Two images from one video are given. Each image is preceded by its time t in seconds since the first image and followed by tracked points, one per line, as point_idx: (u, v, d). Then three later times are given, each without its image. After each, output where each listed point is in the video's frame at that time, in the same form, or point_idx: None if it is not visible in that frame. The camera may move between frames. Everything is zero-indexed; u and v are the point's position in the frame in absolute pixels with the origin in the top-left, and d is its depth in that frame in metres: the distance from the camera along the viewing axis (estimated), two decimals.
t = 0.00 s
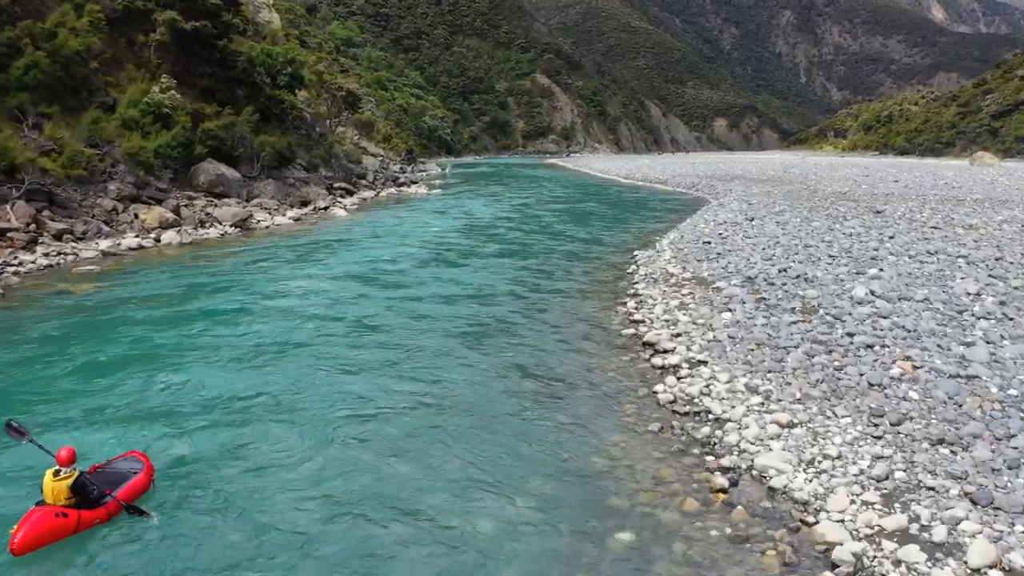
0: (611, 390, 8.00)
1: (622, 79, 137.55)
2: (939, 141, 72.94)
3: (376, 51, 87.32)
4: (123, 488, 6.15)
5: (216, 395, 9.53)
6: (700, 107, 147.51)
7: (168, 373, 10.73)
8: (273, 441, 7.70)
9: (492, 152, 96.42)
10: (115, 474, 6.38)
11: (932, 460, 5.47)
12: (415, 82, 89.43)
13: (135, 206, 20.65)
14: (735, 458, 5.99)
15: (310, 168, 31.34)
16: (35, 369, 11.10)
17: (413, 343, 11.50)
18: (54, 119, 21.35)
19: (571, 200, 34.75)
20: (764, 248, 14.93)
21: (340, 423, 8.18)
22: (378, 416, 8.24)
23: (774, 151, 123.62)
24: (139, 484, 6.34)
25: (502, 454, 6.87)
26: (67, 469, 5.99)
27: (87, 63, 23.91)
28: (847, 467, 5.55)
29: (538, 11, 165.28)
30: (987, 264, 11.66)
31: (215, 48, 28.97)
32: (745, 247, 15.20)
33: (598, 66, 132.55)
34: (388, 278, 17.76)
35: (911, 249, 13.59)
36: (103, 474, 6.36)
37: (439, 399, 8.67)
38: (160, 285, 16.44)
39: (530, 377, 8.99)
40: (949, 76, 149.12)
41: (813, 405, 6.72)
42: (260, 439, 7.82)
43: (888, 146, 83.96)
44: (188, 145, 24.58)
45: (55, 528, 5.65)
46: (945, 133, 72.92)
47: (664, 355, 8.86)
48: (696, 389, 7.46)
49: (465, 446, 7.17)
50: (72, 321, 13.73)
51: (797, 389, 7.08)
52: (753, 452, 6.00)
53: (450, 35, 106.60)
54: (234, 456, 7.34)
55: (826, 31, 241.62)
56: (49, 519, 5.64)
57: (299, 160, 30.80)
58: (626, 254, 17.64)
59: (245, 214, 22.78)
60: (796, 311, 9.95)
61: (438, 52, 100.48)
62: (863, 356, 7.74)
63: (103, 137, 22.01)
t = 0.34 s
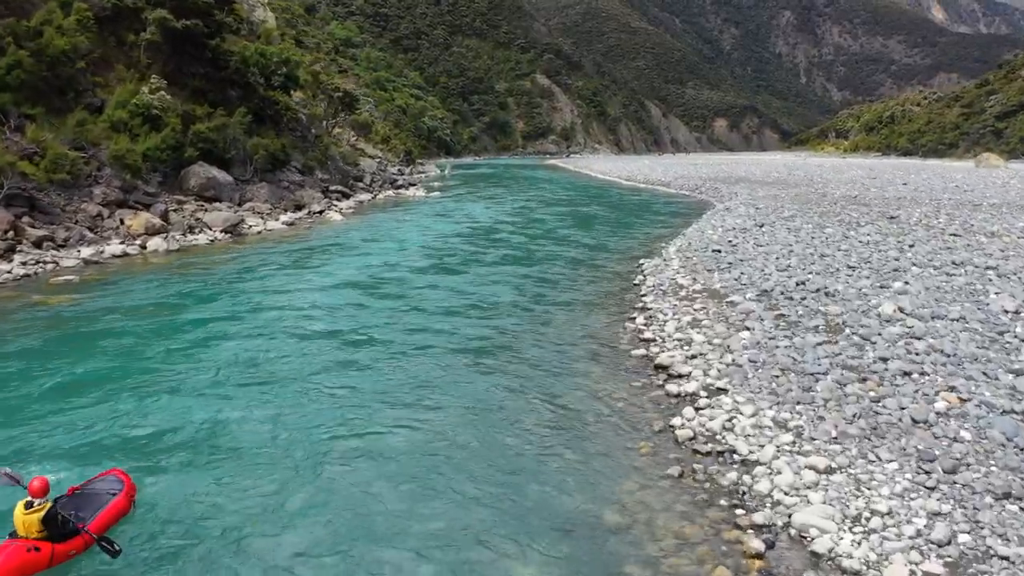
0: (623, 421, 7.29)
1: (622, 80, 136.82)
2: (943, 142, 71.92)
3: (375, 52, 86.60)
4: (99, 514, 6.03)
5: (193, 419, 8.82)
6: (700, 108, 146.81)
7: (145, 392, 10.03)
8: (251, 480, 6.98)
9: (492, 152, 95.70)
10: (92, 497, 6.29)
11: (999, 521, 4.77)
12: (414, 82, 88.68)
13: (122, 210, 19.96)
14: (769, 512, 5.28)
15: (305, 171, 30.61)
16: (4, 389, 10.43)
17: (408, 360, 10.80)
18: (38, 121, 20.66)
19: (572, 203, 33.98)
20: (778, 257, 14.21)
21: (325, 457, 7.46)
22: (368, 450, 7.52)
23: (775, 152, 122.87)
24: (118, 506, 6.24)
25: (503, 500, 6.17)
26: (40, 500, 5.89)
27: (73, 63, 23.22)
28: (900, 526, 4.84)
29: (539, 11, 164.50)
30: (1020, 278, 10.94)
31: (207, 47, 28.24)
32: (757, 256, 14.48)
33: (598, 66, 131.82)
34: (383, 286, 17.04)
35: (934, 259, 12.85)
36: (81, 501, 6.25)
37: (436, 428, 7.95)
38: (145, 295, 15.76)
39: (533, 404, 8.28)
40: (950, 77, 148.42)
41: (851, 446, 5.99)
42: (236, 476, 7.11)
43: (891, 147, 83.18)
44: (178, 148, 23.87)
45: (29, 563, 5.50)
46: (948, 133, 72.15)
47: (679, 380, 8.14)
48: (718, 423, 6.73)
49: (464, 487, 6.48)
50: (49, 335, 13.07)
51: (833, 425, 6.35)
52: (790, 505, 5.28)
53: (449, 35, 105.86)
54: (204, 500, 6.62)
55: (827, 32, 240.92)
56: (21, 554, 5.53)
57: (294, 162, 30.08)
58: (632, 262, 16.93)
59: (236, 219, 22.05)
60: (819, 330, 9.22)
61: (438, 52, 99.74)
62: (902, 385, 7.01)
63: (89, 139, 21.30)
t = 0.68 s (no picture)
0: (636, 458, 6.61)
1: (622, 80, 136.25)
2: (946, 143, 71.23)
3: (375, 52, 85.96)
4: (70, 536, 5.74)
5: (167, 445, 8.14)
6: (700, 109, 146.27)
7: (120, 411, 9.36)
8: (224, 524, 6.30)
9: (491, 153, 95.07)
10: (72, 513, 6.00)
11: None
12: (414, 83, 87.98)
13: (108, 215, 19.27)
14: None
15: (300, 173, 29.92)
16: None
17: (403, 379, 10.13)
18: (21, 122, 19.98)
19: (573, 206, 33.30)
20: (792, 266, 13.54)
21: (307, 495, 6.77)
22: (355, 487, 6.83)
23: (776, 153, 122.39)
24: (95, 524, 5.93)
25: (505, 552, 5.50)
26: (13, 523, 5.66)
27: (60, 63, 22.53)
28: None
29: (539, 11, 163.98)
30: None
31: (199, 47, 27.51)
32: (769, 265, 13.82)
33: (598, 66, 131.18)
34: (379, 294, 16.37)
35: (957, 270, 12.18)
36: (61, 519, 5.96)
37: (431, 460, 7.28)
38: (130, 306, 15.09)
39: (537, 433, 7.60)
40: (951, 77, 147.87)
41: (897, 494, 5.30)
42: (208, 518, 6.42)
43: (893, 148, 82.62)
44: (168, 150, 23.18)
45: None
46: (952, 134, 71.52)
47: (696, 408, 7.44)
48: (743, 464, 6.03)
49: (460, 536, 5.79)
50: (24, 349, 12.40)
51: (872, 467, 5.65)
52: (834, 569, 4.61)
53: (449, 35, 105.18)
54: (171, 549, 5.94)
55: (827, 32, 240.39)
56: None
57: (289, 165, 29.40)
58: (637, 270, 16.26)
59: (227, 224, 21.36)
60: (844, 350, 8.53)
61: (438, 52, 99.09)
62: (944, 419, 6.33)
63: (76, 141, 20.62)
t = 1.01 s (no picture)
0: (651, 501, 5.93)
1: (622, 80, 135.65)
2: (949, 143, 70.64)
3: (374, 52, 85.35)
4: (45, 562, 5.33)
5: (137, 473, 7.44)
6: (700, 109, 145.72)
7: (90, 433, 8.65)
8: (193, 572, 5.62)
9: (491, 154, 94.41)
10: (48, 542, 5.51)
11: None
12: (413, 83, 87.21)
13: (93, 220, 18.60)
14: None
15: (295, 176, 29.25)
16: None
17: (396, 398, 9.46)
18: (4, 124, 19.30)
19: (574, 208, 32.66)
20: (806, 275, 12.86)
21: (286, 538, 6.08)
22: (339, 529, 6.14)
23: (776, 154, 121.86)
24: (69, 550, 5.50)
25: None
26: None
27: (46, 62, 21.85)
28: None
29: (539, 11, 163.16)
30: None
31: (191, 46, 26.83)
32: (781, 274, 13.16)
33: (598, 67, 130.55)
34: (373, 303, 15.70)
35: (983, 281, 11.52)
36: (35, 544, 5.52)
37: (424, 497, 6.59)
38: (113, 316, 14.40)
39: (541, 467, 6.91)
40: (952, 78, 147.31)
41: (955, 554, 4.63)
42: (175, 566, 5.73)
43: (896, 149, 82.00)
44: (157, 152, 22.51)
45: None
46: (955, 135, 70.91)
47: (715, 442, 6.75)
48: (773, 512, 5.36)
49: None
50: None
51: (923, 520, 4.98)
52: None
53: (449, 36, 104.46)
54: None
55: (827, 32, 239.78)
56: None
57: (284, 167, 28.75)
58: (642, 279, 15.61)
59: (218, 229, 20.69)
60: (874, 374, 7.84)
61: (438, 52, 98.47)
62: (997, 460, 5.66)
63: (61, 143, 19.94)
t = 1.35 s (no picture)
0: (670, 558, 5.24)
1: (622, 80, 135.03)
2: (952, 144, 70.02)
3: (374, 52, 84.71)
4: None
5: (109, 508, 6.78)
6: (700, 109, 145.18)
7: (63, 458, 8.00)
8: None
9: (491, 155, 93.79)
10: None
11: None
12: (412, 83, 86.49)
13: (77, 226, 17.90)
14: None
15: (289, 178, 28.56)
16: None
17: (388, 422, 8.75)
18: None
19: (575, 211, 31.99)
20: (823, 286, 12.19)
21: None
22: None
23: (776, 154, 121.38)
24: None
25: None
26: None
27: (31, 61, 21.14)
28: None
29: (539, 11, 162.39)
30: None
31: (182, 45, 26.11)
32: (796, 285, 12.48)
33: (598, 67, 129.87)
34: (368, 312, 15.00)
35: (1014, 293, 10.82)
36: None
37: (415, 545, 5.91)
38: (99, 327, 13.76)
39: (546, 510, 6.22)
40: (953, 78, 146.78)
41: None
42: None
43: (898, 149, 81.40)
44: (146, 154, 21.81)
45: None
46: (958, 135, 70.28)
47: (739, 484, 6.04)
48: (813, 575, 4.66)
49: None
50: None
51: None
52: None
53: (448, 35, 103.72)
54: None
55: (827, 32, 239.25)
56: None
57: (278, 169, 28.07)
58: (649, 288, 14.92)
59: (207, 234, 19.99)
60: (910, 403, 7.13)
61: (437, 52, 97.84)
62: None
63: (45, 145, 19.25)
